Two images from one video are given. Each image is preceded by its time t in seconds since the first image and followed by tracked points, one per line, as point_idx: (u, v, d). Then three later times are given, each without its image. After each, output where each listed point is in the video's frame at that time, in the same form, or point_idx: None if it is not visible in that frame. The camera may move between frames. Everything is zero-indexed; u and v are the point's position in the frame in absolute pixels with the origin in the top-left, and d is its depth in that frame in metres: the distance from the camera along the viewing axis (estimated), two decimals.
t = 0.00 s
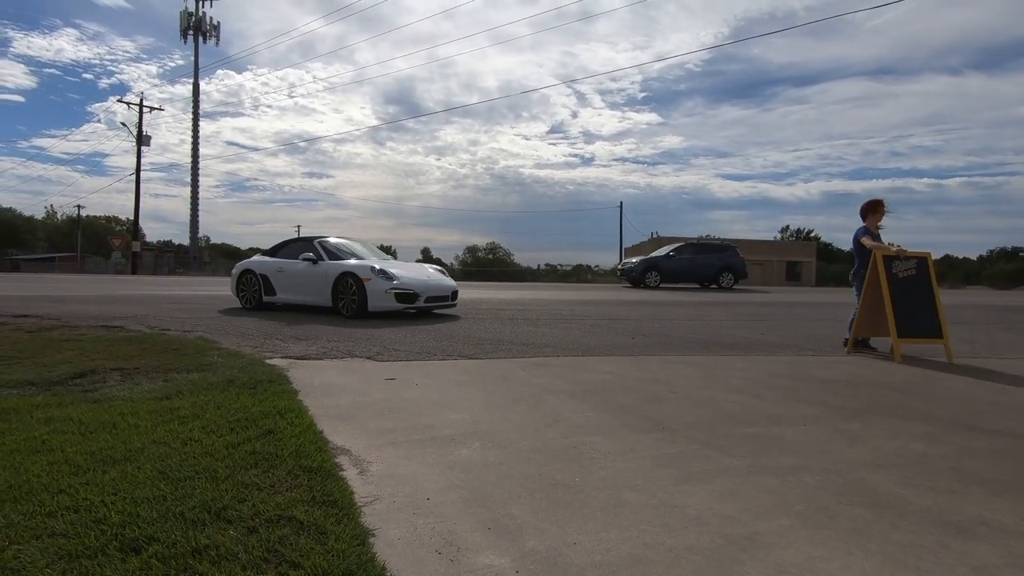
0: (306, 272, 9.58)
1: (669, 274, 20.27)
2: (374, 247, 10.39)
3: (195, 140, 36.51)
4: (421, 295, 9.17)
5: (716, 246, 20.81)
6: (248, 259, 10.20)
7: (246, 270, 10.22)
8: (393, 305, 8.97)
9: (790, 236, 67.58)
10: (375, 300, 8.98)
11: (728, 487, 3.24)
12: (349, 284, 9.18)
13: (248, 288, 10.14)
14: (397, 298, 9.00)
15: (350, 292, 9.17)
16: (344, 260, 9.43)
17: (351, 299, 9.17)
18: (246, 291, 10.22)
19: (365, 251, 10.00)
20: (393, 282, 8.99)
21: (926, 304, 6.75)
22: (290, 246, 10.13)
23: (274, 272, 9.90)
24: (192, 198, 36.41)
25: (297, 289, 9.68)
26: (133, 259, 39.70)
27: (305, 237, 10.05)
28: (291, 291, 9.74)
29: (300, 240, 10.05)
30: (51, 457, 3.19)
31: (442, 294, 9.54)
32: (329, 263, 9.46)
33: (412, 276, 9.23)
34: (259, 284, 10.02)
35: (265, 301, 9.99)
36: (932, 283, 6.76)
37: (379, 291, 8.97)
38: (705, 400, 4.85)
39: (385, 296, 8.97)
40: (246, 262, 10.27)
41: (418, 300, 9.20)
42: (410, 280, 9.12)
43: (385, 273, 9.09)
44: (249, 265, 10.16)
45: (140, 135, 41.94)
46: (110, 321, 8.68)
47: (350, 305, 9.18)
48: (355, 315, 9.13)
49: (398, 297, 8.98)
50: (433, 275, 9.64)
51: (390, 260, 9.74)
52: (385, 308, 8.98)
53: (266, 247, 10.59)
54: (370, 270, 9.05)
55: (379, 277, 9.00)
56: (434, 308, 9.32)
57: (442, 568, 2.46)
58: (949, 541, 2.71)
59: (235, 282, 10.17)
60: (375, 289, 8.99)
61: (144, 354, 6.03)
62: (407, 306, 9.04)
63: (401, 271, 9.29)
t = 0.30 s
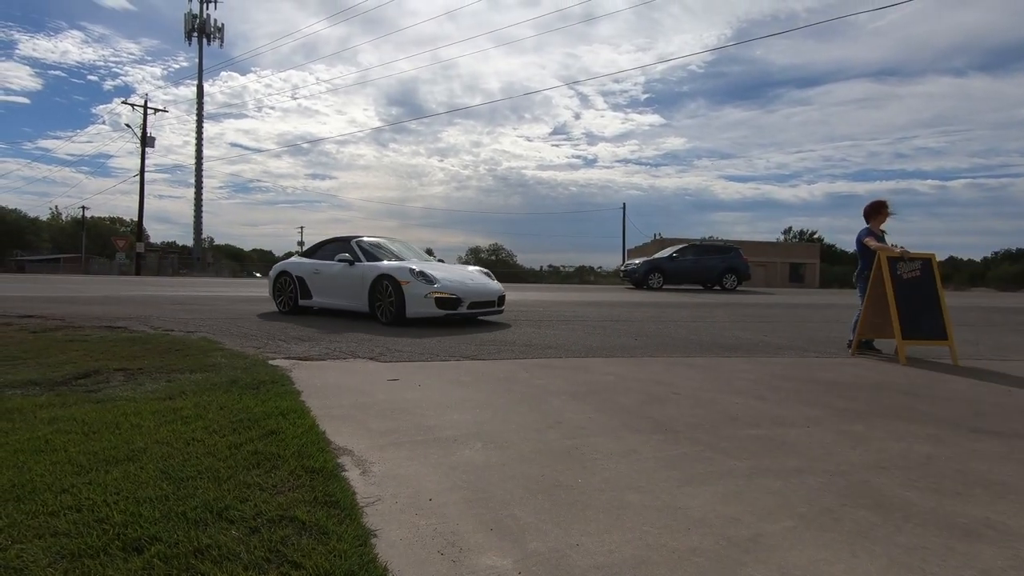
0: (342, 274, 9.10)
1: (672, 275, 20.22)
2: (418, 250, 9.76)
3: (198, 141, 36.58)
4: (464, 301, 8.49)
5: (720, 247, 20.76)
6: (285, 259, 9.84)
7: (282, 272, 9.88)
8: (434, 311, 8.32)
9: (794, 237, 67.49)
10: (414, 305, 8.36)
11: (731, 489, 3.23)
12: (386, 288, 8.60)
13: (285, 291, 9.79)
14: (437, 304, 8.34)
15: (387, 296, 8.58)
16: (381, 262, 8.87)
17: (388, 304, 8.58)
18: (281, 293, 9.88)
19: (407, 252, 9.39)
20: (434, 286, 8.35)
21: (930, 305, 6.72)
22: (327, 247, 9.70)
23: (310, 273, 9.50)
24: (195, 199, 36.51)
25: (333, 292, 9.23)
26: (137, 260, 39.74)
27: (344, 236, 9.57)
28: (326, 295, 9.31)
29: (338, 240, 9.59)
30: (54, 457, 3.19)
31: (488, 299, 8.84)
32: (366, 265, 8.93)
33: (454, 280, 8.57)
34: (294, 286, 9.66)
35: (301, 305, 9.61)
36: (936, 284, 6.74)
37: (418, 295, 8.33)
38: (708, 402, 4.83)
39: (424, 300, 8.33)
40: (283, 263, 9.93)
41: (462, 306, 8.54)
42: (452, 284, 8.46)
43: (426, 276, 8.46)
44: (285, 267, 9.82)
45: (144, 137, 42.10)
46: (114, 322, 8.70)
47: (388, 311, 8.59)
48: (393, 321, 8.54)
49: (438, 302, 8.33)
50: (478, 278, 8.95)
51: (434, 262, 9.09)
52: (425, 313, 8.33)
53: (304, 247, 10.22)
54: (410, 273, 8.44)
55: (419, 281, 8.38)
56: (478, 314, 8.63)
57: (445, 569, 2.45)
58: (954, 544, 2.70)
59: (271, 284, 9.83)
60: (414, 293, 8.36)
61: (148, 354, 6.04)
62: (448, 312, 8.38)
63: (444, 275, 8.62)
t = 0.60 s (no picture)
0: (375, 275, 8.49)
1: (672, 274, 20.20)
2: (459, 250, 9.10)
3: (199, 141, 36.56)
4: (505, 307, 7.73)
5: (720, 246, 20.76)
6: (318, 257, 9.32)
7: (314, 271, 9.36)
8: (472, 317, 7.59)
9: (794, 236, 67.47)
10: (449, 311, 7.66)
11: (731, 488, 3.22)
12: (420, 292, 7.93)
13: (316, 291, 9.27)
14: (475, 309, 7.61)
15: (421, 300, 7.91)
16: (416, 263, 8.21)
17: (422, 309, 7.90)
18: (312, 293, 9.37)
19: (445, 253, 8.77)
20: (471, 289, 7.63)
21: (930, 304, 6.71)
22: (361, 246, 9.14)
23: (342, 273, 8.94)
24: (196, 199, 36.49)
25: (365, 294, 8.65)
26: (138, 259, 39.72)
27: (379, 234, 8.96)
28: (358, 297, 8.74)
29: (374, 238, 9.00)
30: (52, 455, 3.18)
31: (533, 305, 8.05)
32: (400, 266, 8.29)
33: (495, 284, 7.82)
34: (325, 286, 9.13)
35: (332, 307, 9.05)
36: (936, 284, 6.72)
37: (453, 300, 7.63)
38: (708, 402, 4.82)
39: (459, 305, 7.62)
40: (315, 262, 9.42)
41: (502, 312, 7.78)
42: (493, 288, 7.72)
43: (463, 279, 7.74)
44: (317, 265, 9.31)
45: (144, 135, 42.06)
46: (113, 321, 8.68)
47: (422, 316, 7.91)
48: (428, 328, 7.86)
49: (476, 308, 7.60)
50: (523, 280, 8.15)
51: (475, 262, 8.35)
52: (462, 320, 7.61)
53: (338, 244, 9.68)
54: (446, 275, 7.74)
55: (455, 284, 7.68)
56: (522, 321, 7.87)
57: (443, 568, 2.44)
58: (955, 543, 2.69)
59: (304, 284, 9.35)
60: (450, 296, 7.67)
61: (147, 353, 6.02)
62: (487, 319, 7.64)
63: (484, 278, 7.87)
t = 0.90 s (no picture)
0: (404, 275, 7.85)
1: (670, 271, 20.21)
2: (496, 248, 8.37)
3: (196, 137, 36.49)
4: (547, 311, 6.93)
5: (718, 244, 20.79)
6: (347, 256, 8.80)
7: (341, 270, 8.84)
8: (511, 323, 6.80)
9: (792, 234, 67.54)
10: (482, 315, 6.89)
11: (729, 486, 3.22)
12: (452, 294, 7.18)
13: (343, 292, 8.74)
14: (513, 314, 6.81)
15: (453, 302, 7.15)
16: (446, 262, 7.48)
17: (454, 312, 7.14)
18: (339, 294, 8.84)
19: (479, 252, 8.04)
20: (510, 291, 6.84)
21: (927, 302, 6.72)
22: (389, 243, 8.55)
23: (370, 273, 8.38)
24: (193, 196, 36.42)
25: (393, 296, 8.02)
26: (135, 256, 39.65)
27: (410, 231, 8.33)
28: (385, 299, 8.16)
29: (405, 235, 8.35)
30: (47, 453, 3.16)
31: (579, 309, 7.23)
32: (429, 265, 7.59)
33: (537, 286, 7.02)
34: (352, 287, 8.58)
35: (360, 309, 8.48)
36: (934, 282, 6.73)
37: (488, 304, 6.85)
38: (706, 399, 4.82)
39: (495, 310, 6.83)
40: (343, 261, 8.90)
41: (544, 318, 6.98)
42: (533, 291, 6.92)
43: (499, 279, 6.97)
44: (344, 265, 8.78)
45: (140, 132, 41.96)
46: (110, 318, 8.67)
47: (454, 320, 7.16)
48: (461, 334, 7.08)
49: (514, 312, 6.81)
50: (566, 282, 7.34)
51: (513, 261, 7.56)
52: (500, 326, 6.82)
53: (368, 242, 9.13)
54: (480, 275, 6.97)
55: (490, 285, 6.90)
56: (566, 327, 7.06)
57: (440, 566, 2.44)
58: (951, 541, 2.69)
59: (331, 285, 8.89)
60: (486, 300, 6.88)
61: (143, 350, 6.01)
62: (528, 325, 6.83)
63: (524, 279, 7.07)
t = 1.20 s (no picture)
0: (433, 276, 7.26)
1: (667, 269, 20.26)
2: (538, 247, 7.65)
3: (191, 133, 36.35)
4: (598, 318, 6.10)
5: (714, 241, 20.83)
6: (372, 255, 8.31)
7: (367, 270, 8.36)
8: (553, 331, 6.04)
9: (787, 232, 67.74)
10: (520, 321, 6.19)
11: (724, 483, 3.23)
12: (486, 297, 6.53)
13: (368, 294, 8.25)
14: (556, 320, 6.05)
15: (488, 307, 6.50)
16: (478, 261, 6.82)
17: (489, 317, 6.48)
18: (364, 297, 8.35)
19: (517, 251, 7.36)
20: (551, 294, 6.10)
21: (922, 300, 6.74)
22: (416, 240, 7.98)
23: (397, 273, 7.84)
24: (188, 192, 36.30)
25: (422, 299, 7.45)
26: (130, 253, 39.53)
27: (439, 226, 7.75)
28: (412, 302, 7.62)
29: (435, 232, 7.74)
30: (41, 450, 3.15)
31: (632, 316, 6.39)
32: (461, 265, 6.94)
33: (583, 288, 6.23)
34: (378, 289, 8.08)
35: (387, 312, 7.96)
36: (928, 280, 6.75)
37: (526, 308, 6.14)
38: (702, 397, 4.83)
39: (534, 314, 6.11)
40: (368, 261, 8.41)
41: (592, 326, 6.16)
42: (579, 293, 6.13)
43: (539, 281, 6.26)
44: (369, 265, 8.30)
45: (135, 128, 41.78)
46: (105, 315, 8.64)
47: (489, 327, 6.50)
48: (496, 342, 6.40)
49: (556, 318, 6.04)
50: (619, 285, 6.51)
51: (560, 262, 6.80)
52: (542, 334, 6.07)
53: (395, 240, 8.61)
54: (517, 276, 6.28)
55: (529, 287, 6.20)
56: (618, 337, 6.22)
57: (435, 563, 2.44)
58: (944, 537, 2.70)
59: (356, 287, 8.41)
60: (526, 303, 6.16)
61: (138, 348, 5.99)
62: (573, 334, 6.04)
63: (569, 280, 6.32)
